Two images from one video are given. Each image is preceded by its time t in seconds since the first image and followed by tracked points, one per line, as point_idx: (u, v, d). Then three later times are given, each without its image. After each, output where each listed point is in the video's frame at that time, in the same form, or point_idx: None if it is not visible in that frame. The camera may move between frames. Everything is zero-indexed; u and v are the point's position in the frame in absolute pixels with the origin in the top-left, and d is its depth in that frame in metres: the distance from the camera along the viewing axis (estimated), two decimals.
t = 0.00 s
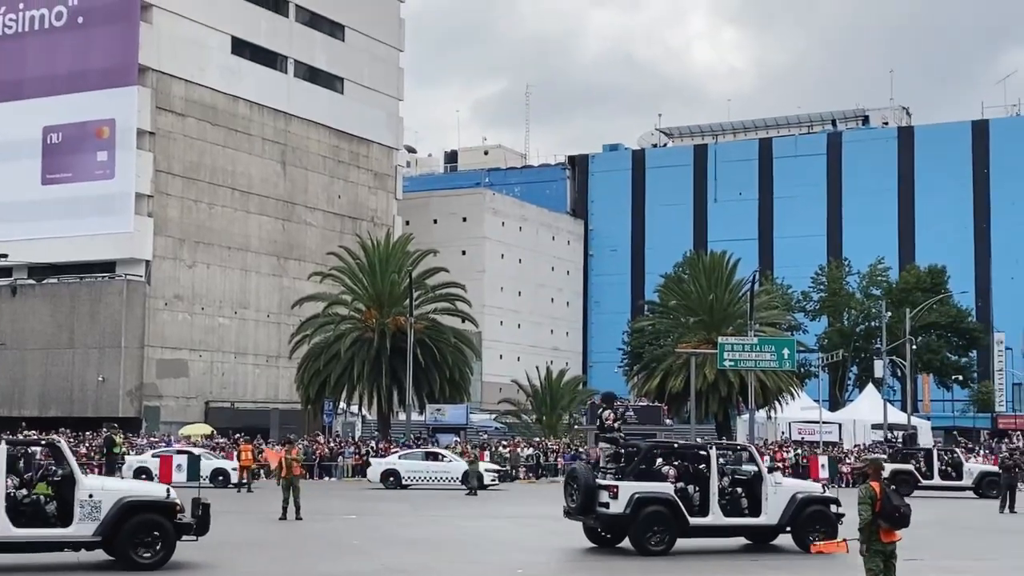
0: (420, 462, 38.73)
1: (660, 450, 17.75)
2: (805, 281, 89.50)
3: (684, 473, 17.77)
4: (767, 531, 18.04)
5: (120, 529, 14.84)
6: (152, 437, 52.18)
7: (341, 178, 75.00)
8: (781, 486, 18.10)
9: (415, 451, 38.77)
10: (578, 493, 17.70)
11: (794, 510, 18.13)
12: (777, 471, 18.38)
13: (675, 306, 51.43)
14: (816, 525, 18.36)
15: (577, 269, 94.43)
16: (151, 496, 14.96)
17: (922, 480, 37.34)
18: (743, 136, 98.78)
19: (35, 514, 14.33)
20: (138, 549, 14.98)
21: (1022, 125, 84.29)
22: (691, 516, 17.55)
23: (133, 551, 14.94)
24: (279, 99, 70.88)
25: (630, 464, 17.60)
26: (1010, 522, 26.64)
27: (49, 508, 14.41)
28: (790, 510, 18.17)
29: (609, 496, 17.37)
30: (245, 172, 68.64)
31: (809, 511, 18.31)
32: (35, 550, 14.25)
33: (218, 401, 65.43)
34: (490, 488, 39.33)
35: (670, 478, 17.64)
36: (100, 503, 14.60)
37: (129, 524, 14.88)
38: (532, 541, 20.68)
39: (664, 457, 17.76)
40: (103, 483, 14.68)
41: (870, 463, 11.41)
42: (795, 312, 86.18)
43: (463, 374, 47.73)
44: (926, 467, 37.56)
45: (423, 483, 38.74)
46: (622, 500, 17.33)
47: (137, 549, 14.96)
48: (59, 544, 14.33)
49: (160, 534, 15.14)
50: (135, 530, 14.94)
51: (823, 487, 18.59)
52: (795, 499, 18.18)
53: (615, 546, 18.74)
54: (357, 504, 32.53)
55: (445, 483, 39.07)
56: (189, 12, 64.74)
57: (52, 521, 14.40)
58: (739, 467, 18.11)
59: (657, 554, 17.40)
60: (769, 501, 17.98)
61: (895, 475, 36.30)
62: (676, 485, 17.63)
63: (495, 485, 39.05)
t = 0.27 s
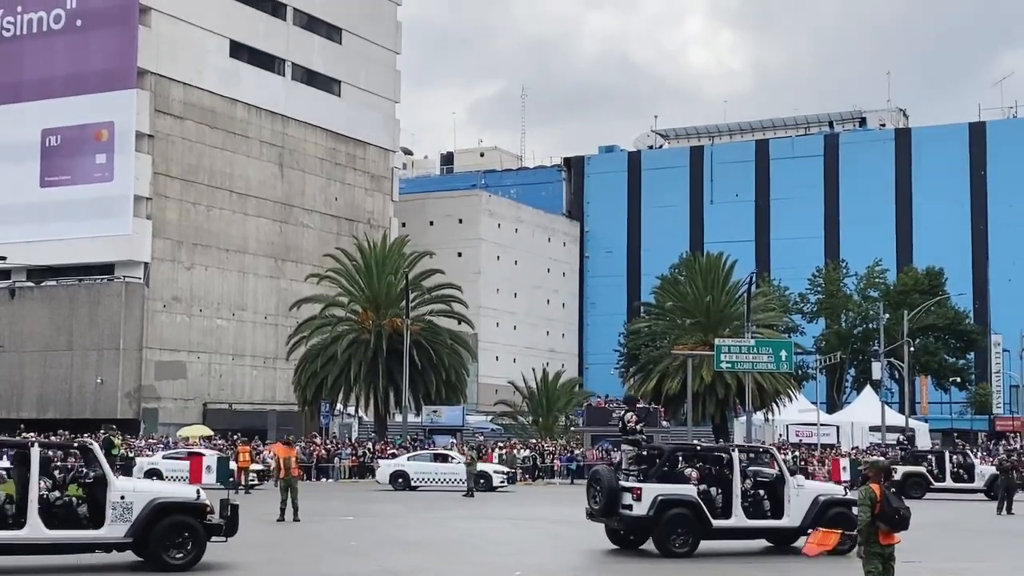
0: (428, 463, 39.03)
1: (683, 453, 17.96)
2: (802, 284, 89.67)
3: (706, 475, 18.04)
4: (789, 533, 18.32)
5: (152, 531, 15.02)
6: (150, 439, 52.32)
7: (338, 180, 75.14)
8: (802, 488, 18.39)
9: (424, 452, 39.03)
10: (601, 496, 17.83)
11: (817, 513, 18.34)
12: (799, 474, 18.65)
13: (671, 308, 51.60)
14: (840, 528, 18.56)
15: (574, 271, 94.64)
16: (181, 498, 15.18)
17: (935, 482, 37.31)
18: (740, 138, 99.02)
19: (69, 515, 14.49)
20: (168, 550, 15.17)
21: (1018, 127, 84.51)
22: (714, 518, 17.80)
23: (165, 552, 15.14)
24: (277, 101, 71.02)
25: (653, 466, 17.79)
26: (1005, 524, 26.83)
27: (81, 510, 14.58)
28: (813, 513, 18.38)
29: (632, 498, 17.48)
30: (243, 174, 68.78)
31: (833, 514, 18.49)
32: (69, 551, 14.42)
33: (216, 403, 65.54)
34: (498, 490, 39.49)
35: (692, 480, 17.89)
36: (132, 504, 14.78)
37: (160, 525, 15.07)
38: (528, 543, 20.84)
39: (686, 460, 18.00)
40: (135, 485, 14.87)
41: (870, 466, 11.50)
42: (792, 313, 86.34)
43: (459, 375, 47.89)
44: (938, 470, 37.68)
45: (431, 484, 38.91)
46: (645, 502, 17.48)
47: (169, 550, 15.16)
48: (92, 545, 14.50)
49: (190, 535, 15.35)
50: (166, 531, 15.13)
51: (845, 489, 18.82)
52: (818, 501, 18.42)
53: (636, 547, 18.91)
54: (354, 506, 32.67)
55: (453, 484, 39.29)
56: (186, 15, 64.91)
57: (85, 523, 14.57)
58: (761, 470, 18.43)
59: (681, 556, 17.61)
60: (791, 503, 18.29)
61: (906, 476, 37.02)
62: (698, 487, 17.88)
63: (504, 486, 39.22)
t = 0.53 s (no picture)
0: (443, 464, 38.77)
1: (712, 453, 17.90)
2: (806, 283, 89.48)
3: (735, 476, 17.96)
4: (818, 533, 18.26)
5: (187, 531, 15.13)
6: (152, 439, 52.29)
7: (341, 180, 75.06)
8: (831, 489, 18.34)
9: (438, 453, 38.90)
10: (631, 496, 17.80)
11: (847, 513, 18.23)
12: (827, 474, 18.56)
13: (674, 307, 51.50)
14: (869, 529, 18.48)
15: (577, 270, 94.53)
16: (216, 498, 15.25)
17: (954, 483, 37.29)
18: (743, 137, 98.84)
19: (106, 515, 14.61)
20: (204, 550, 15.28)
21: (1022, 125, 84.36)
22: (744, 519, 17.75)
23: (200, 552, 15.24)
24: (279, 101, 70.96)
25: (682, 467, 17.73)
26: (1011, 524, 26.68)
27: (117, 510, 14.67)
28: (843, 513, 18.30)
29: (662, 499, 17.47)
30: (246, 174, 68.73)
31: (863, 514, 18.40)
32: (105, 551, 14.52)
33: (218, 403, 65.50)
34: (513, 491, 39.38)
35: (722, 481, 17.82)
36: (167, 505, 14.88)
37: (195, 526, 15.17)
38: (531, 543, 20.76)
39: (716, 461, 17.92)
40: (170, 485, 14.97)
41: (875, 466, 11.36)
42: (796, 313, 86.19)
43: (462, 375, 47.79)
44: (957, 471, 37.59)
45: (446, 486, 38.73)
46: (676, 503, 17.44)
47: (204, 550, 15.27)
48: (128, 545, 14.61)
49: (225, 535, 15.46)
50: (201, 532, 15.24)
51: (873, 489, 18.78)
52: (847, 501, 18.31)
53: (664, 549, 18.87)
54: (357, 506, 32.59)
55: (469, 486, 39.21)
56: (189, 15, 64.87)
57: (121, 523, 14.67)
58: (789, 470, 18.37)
59: (711, 556, 17.51)
60: (820, 503, 18.21)
61: (925, 477, 37.32)
62: (728, 488, 17.83)
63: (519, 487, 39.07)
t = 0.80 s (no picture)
0: (460, 460, 38.71)
1: (742, 449, 17.85)
2: (812, 278, 89.33)
3: (766, 471, 17.90)
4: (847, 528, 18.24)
5: (225, 526, 15.25)
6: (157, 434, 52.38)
7: (346, 175, 75.04)
8: (861, 484, 18.28)
9: (455, 449, 38.87)
10: (663, 490, 17.88)
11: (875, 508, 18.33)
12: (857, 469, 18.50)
13: (680, 302, 51.44)
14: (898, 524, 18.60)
15: (582, 266, 94.50)
16: (253, 493, 15.39)
17: (974, 478, 37.11)
18: (749, 132, 98.69)
19: (145, 510, 14.75)
20: (242, 545, 15.38)
21: None
22: (774, 514, 17.75)
23: (238, 547, 15.35)
24: (284, 96, 70.93)
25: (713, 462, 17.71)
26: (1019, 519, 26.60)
27: (156, 505, 14.84)
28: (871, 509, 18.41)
29: (694, 494, 17.51)
30: (251, 169, 68.73)
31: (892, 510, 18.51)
32: (145, 545, 14.65)
33: (224, 398, 65.55)
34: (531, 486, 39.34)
35: (752, 476, 17.78)
36: (205, 499, 15.01)
37: (233, 520, 15.28)
38: (537, 538, 20.74)
39: (746, 456, 17.87)
40: (208, 480, 15.13)
41: (881, 461, 11.31)
42: (802, 308, 86.10)
43: (467, 369, 47.77)
44: (978, 465, 37.51)
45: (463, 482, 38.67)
46: (706, 498, 17.47)
47: (242, 545, 15.37)
48: (167, 538, 14.74)
49: (262, 530, 15.55)
50: (239, 527, 15.35)
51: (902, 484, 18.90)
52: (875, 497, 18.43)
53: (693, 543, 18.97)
54: (362, 501, 32.60)
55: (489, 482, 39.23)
56: (194, 11, 64.87)
57: (159, 518, 14.82)
58: (820, 465, 18.26)
59: (741, 551, 17.64)
60: (850, 499, 18.15)
61: (945, 473, 37.05)
62: (759, 483, 17.79)
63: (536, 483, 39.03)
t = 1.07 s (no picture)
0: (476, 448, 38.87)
1: (771, 438, 17.96)
2: (817, 268, 89.33)
3: (795, 460, 17.96)
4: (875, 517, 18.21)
5: (265, 513, 15.40)
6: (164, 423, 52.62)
7: (352, 165, 75.12)
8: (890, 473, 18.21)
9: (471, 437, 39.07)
10: (693, 479, 18.14)
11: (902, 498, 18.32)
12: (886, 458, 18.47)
13: (686, 293, 51.58)
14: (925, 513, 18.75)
15: (588, 256, 94.58)
16: (291, 481, 15.46)
17: (993, 467, 37.19)
18: (755, 122, 98.65)
19: (185, 497, 14.91)
20: (281, 532, 15.52)
21: None
22: (803, 502, 17.82)
23: (278, 534, 15.50)
24: (290, 86, 71.00)
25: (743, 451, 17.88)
26: None
27: (197, 493, 14.99)
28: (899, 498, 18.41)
29: (723, 483, 17.80)
30: (257, 159, 68.84)
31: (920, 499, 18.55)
32: (186, 532, 14.84)
33: (231, 387, 65.75)
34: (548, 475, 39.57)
35: (781, 465, 17.88)
36: (245, 487, 15.14)
37: (273, 508, 15.42)
38: (545, 527, 20.86)
39: (775, 445, 17.96)
40: (248, 468, 15.24)
41: (885, 450, 11.39)
42: (807, 298, 86.17)
43: (473, 359, 47.91)
44: (995, 454, 37.67)
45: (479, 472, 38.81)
46: (736, 486, 17.75)
47: (281, 532, 15.51)
48: (207, 526, 14.91)
49: (301, 517, 15.69)
50: (278, 514, 15.49)
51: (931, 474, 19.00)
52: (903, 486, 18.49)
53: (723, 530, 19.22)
54: (370, 490, 32.76)
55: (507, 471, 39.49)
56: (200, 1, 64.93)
57: (200, 505, 14.98)
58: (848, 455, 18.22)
59: (770, 538, 17.82)
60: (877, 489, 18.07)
61: (964, 461, 37.27)
62: (788, 471, 17.88)
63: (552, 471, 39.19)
